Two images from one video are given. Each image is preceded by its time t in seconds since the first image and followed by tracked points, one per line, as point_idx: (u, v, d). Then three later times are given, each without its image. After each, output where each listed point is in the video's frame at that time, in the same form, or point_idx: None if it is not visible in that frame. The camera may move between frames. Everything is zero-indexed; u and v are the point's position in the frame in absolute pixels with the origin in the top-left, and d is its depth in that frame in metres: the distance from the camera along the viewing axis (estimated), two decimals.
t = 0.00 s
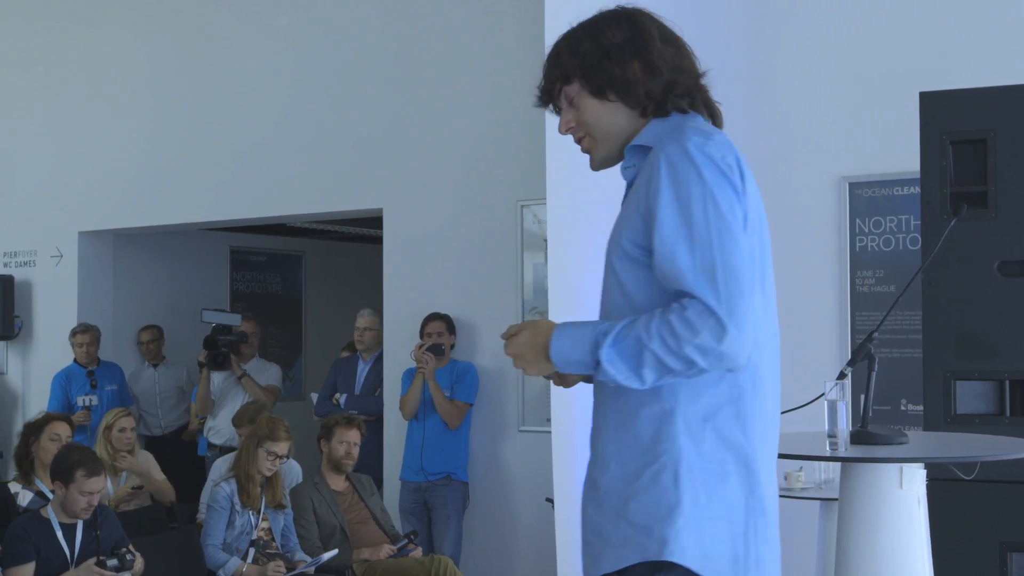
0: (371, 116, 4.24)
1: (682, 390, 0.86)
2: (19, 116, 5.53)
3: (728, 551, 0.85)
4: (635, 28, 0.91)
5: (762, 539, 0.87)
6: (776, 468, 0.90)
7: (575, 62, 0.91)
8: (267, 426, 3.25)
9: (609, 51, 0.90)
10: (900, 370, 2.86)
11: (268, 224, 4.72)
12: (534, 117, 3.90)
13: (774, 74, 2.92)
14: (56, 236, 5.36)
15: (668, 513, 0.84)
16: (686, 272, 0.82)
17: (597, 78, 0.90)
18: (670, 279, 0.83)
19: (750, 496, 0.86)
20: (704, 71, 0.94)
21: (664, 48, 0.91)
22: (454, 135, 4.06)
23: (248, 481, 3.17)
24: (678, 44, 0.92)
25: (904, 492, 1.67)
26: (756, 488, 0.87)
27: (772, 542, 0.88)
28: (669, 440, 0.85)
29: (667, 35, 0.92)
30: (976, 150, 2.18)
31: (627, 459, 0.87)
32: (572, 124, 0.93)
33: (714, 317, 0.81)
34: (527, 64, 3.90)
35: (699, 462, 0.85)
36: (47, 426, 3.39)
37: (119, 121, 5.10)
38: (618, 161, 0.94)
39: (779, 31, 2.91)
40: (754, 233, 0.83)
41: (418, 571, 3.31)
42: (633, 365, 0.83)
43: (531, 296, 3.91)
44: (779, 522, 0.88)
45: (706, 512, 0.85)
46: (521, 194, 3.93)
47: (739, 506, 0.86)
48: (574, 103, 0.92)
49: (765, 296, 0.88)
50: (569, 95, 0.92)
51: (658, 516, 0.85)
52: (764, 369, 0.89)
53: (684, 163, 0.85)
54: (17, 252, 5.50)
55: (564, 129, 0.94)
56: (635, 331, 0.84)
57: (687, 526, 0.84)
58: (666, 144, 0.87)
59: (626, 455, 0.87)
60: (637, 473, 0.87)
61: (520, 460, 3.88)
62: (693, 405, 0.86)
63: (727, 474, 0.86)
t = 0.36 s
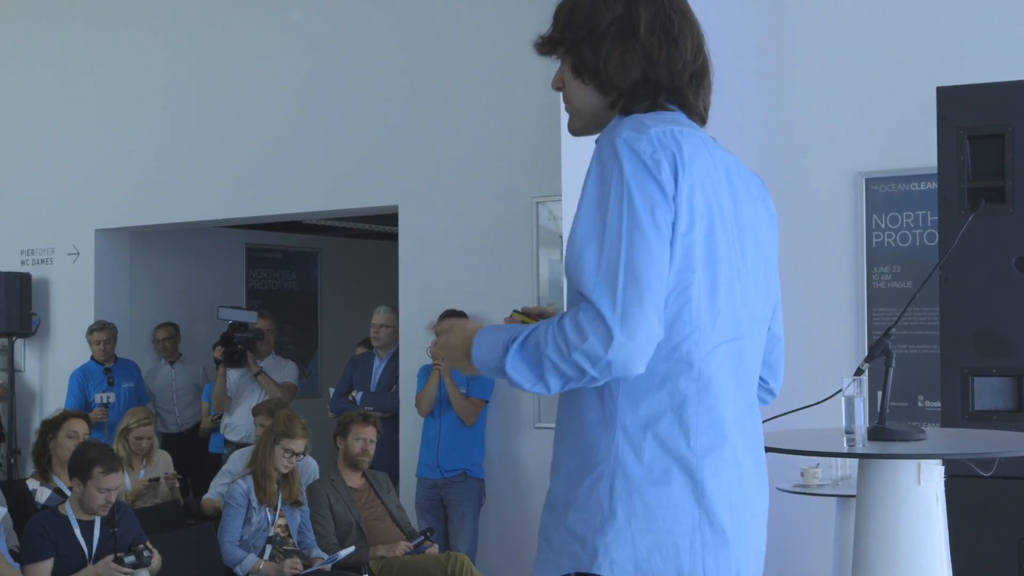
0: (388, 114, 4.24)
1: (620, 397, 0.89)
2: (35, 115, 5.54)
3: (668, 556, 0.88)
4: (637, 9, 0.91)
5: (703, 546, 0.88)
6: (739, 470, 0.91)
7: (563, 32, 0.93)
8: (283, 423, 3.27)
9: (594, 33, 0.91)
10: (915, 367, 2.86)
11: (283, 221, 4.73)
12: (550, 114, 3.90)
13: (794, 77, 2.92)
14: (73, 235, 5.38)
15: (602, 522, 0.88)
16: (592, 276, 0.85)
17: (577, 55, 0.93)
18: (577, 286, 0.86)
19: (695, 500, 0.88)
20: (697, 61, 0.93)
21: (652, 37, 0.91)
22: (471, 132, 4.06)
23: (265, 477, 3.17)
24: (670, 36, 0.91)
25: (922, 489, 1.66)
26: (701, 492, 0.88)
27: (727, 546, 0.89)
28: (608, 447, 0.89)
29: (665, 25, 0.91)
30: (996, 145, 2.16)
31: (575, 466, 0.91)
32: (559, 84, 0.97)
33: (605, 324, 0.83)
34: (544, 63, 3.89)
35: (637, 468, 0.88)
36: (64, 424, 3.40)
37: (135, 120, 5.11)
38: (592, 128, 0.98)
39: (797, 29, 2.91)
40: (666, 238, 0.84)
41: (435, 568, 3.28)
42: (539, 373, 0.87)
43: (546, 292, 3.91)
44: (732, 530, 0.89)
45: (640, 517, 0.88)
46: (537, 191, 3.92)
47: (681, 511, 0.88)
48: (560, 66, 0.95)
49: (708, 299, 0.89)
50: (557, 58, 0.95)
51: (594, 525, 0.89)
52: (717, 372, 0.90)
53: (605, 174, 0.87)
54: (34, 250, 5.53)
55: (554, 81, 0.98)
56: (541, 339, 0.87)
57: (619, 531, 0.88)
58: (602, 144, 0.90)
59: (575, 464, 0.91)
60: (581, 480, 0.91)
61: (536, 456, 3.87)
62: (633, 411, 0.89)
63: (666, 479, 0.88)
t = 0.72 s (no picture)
0: (402, 140, 4.26)
1: (603, 430, 0.94)
2: (48, 139, 5.57)
3: None
4: (626, 30, 0.95)
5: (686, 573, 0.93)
6: (727, 497, 0.95)
7: (558, 46, 0.98)
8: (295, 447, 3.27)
9: (585, 50, 0.96)
10: (927, 389, 3.09)
11: (294, 245, 4.74)
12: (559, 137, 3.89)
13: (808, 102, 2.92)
14: (85, 259, 5.40)
15: (586, 552, 0.94)
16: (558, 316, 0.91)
17: (569, 71, 0.98)
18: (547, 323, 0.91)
19: (678, 530, 0.93)
20: (688, 83, 0.97)
21: (642, 58, 0.95)
22: (484, 156, 4.06)
23: (276, 501, 3.19)
24: (657, 58, 0.95)
25: (936, 513, 1.69)
26: (684, 524, 0.93)
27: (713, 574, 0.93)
28: (593, 479, 0.94)
29: (652, 47, 0.95)
30: (1006, 169, 2.16)
31: (564, 497, 0.97)
32: (556, 94, 1.02)
33: (569, 359, 0.89)
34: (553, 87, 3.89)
35: (620, 500, 0.93)
36: (75, 448, 3.41)
37: (147, 144, 5.13)
38: (584, 141, 1.02)
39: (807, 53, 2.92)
40: (628, 272, 0.90)
41: None
42: (518, 406, 0.93)
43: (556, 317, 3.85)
44: (716, 556, 0.93)
45: (623, 545, 0.93)
46: (546, 214, 3.91)
47: (666, 541, 0.93)
48: (555, 78, 1.00)
49: (683, 330, 0.94)
50: (554, 71, 1.00)
51: (579, 555, 0.94)
52: (699, 399, 0.94)
53: (573, 207, 0.93)
54: (46, 274, 5.54)
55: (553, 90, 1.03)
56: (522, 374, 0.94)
57: (602, 564, 0.93)
58: (567, 175, 0.96)
59: (564, 495, 0.97)
60: (570, 510, 0.96)
61: (546, 481, 3.86)
62: (615, 441, 0.94)
63: (650, 511, 0.93)
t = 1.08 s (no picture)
0: (412, 148, 4.27)
1: (596, 436, 1.00)
2: (62, 147, 5.59)
3: None
4: (645, 47, 1.00)
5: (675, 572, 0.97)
6: (717, 497, 0.99)
7: (580, 48, 1.03)
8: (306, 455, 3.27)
9: (605, 57, 1.01)
10: (941, 396, 3.09)
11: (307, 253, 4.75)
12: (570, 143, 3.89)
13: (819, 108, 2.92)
14: (97, 267, 5.41)
15: (582, 553, 0.99)
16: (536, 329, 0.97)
17: (587, 74, 1.03)
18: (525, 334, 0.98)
19: (669, 531, 0.98)
20: (699, 104, 1.02)
21: (659, 75, 1.00)
22: (494, 163, 4.07)
23: (287, 509, 3.20)
24: (670, 80, 1.00)
25: (949, 522, 1.70)
26: (675, 523, 0.98)
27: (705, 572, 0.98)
28: (588, 484, 1.00)
29: (667, 67, 1.00)
30: (1019, 175, 2.18)
31: (565, 501, 1.03)
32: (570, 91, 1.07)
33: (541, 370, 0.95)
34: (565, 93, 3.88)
35: (613, 502, 0.99)
36: (88, 456, 3.42)
37: (159, 152, 5.15)
38: (589, 142, 1.08)
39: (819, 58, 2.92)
40: (603, 284, 0.96)
41: None
42: (501, 419, 1.00)
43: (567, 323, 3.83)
44: (707, 554, 0.98)
45: (615, 546, 0.98)
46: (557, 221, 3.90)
47: (657, 542, 0.98)
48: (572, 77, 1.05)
49: (667, 337, 0.98)
50: (573, 70, 1.05)
51: (575, 556, 1.00)
52: (685, 403, 0.99)
53: (554, 223, 0.99)
54: (59, 282, 5.56)
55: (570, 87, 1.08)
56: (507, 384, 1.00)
57: (597, 565, 0.98)
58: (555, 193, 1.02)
59: (565, 498, 1.03)
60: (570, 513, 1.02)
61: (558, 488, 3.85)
62: (607, 447, 0.99)
63: (641, 513, 0.98)
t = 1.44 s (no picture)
0: (436, 141, 4.28)
1: (623, 426, 1.00)
2: (87, 143, 5.62)
3: (656, 575, 0.98)
4: (683, 51, 1.00)
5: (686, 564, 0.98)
6: (732, 493, 0.99)
7: (619, 55, 1.03)
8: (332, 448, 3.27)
9: (644, 63, 1.01)
10: (968, 389, 3.08)
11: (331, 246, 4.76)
12: (594, 136, 3.89)
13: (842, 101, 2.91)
14: (122, 262, 5.45)
15: (600, 537, 1.00)
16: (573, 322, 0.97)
17: (627, 80, 1.03)
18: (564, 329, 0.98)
19: (683, 523, 0.98)
20: (737, 105, 1.02)
21: (697, 77, 1.00)
22: (518, 156, 4.07)
23: (313, 502, 3.21)
24: (709, 81, 1.00)
25: (978, 513, 1.70)
26: (689, 517, 0.98)
27: (715, 567, 0.98)
28: (611, 472, 1.01)
29: (706, 69, 1.00)
30: None
31: (589, 487, 1.04)
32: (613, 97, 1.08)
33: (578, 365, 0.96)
34: (588, 85, 3.89)
35: (632, 491, 0.99)
36: (115, 448, 3.42)
37: (184, 147, 5.17)
38: (633, 146, 1.08)
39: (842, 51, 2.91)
40: (638, 281, 0.96)
41: None
42: (559, 425, 0.99)
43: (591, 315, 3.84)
44: (718, 550, 0.98)
45: (632, 535, 0.99)
46: (581, 213, 3.90)
47: (668, 531, 0.98)
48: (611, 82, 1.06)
49: (693, 336, 0.98)
50: (614, 77, 1.05)
51: (594, 540, 1.01)
52: (705, 400, 0.99)
53: (592, 222, 0.99)
54: (85, 276, 5.59)
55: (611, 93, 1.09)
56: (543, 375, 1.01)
57: (612, 551, 0.99)
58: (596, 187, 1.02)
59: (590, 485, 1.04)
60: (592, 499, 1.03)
61: (582, 480, 3.85)
62: (631, 438, 1.00)
63: (654, 503, 0.99)
